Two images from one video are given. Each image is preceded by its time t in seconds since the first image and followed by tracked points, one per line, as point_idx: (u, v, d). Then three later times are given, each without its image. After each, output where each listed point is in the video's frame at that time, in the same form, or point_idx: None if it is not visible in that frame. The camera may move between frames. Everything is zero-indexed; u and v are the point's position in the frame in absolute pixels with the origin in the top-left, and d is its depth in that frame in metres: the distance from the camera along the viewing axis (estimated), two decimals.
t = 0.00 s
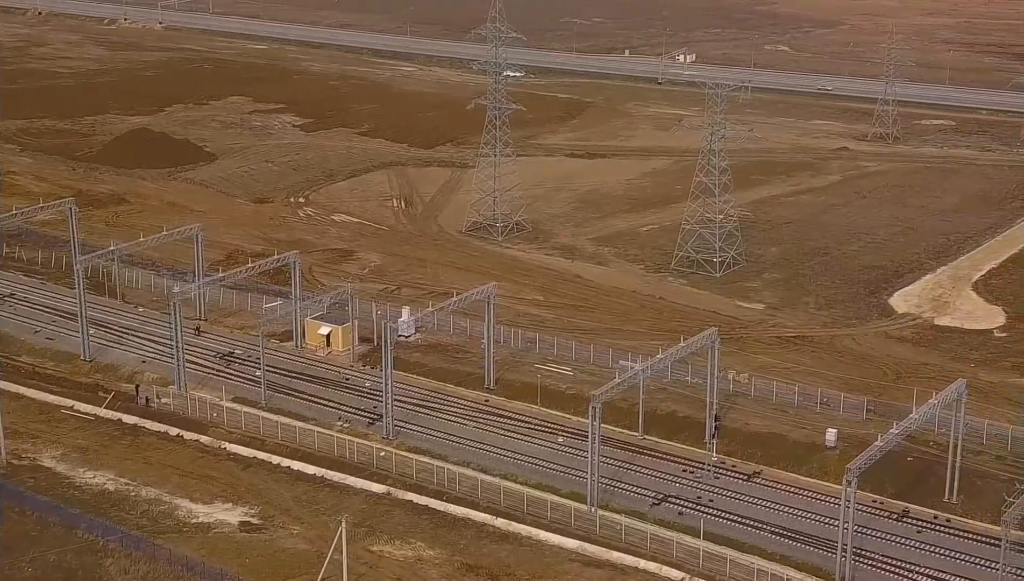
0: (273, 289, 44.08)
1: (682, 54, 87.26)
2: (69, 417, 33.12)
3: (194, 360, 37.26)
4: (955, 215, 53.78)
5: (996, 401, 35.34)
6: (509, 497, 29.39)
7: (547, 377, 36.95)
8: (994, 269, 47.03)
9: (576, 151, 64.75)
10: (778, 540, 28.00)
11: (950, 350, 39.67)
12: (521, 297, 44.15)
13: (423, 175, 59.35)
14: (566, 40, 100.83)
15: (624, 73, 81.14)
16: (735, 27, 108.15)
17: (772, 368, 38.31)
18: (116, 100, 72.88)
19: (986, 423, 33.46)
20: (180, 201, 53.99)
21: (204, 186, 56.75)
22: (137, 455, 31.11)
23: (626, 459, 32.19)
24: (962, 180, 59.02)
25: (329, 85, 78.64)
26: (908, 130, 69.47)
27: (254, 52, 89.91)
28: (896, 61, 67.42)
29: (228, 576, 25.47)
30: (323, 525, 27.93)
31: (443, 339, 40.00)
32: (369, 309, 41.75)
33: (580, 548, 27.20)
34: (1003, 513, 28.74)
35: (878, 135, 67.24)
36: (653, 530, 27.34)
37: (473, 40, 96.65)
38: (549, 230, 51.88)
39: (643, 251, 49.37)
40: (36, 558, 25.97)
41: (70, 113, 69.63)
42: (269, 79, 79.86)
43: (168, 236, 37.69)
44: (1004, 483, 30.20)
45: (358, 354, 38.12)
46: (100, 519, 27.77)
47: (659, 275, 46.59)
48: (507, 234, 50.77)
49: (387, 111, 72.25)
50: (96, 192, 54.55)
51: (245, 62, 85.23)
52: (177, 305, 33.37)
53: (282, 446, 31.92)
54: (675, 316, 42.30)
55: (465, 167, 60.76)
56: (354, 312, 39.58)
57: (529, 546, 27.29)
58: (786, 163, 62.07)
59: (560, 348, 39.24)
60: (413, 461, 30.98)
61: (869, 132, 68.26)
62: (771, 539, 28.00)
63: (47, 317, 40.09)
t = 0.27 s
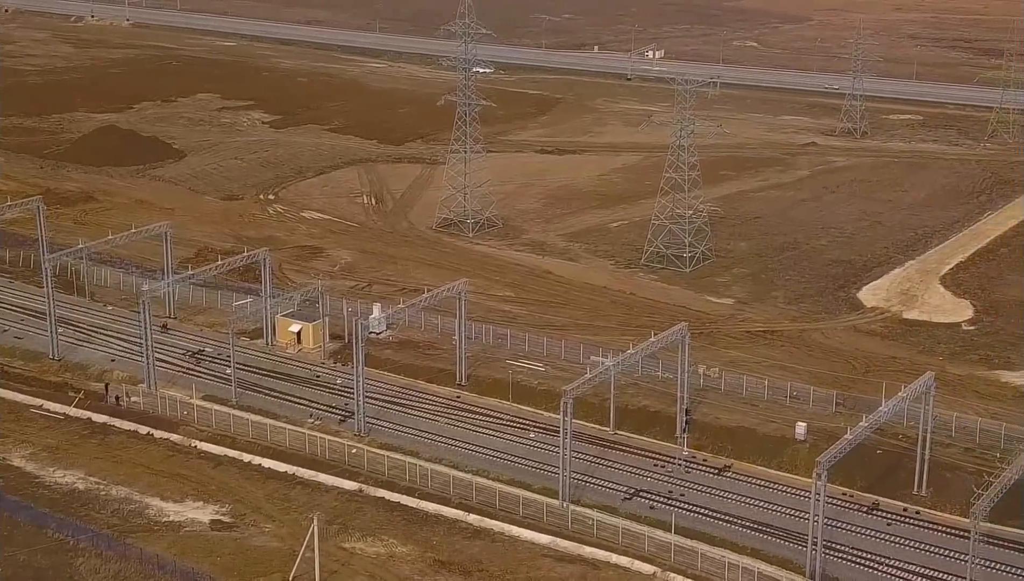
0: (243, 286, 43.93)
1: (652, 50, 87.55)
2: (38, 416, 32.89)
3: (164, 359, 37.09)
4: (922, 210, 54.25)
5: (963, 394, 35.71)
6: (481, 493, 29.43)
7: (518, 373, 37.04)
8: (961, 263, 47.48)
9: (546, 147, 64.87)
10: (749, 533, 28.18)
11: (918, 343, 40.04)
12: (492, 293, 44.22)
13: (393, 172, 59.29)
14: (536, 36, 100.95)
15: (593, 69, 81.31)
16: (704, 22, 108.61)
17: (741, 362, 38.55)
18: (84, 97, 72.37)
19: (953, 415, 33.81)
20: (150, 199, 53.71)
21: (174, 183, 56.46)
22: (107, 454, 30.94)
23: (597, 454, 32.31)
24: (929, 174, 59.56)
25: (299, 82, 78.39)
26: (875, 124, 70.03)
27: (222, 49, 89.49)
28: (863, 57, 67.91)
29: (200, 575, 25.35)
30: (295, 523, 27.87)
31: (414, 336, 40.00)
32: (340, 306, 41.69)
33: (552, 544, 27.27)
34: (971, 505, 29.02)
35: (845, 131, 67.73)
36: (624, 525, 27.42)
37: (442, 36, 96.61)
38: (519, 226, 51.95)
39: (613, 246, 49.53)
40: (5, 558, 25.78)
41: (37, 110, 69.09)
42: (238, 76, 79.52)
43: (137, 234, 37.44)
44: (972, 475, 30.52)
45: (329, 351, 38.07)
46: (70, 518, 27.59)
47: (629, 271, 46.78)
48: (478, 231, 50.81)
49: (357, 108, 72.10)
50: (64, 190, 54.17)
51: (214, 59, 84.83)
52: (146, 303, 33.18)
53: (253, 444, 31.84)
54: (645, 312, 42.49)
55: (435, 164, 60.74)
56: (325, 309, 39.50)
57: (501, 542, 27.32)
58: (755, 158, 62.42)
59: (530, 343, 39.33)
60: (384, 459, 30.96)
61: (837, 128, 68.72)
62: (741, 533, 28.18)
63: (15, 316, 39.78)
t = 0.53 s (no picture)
0: (214, 284, 43.73)
1: (622, 46, 87.70)
2: (8, 415, 32.61)
3: (135, 357, 36.88)
4: (892, 204, 54.67)
5: (932, 387, 36.04)
6: (454, 489, 29.44)
7: (491, 369, 37.07)
8: (930, 256, 47.89)
9: (518, 143, 64.91)
10: (721, 527, 28.36)
11: (888, 337, 40.38)
12: (465, 289, 44.22)
13: (365, 168, 59.16)
14: (507, 32, 100.94)
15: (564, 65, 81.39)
16: (675, 18, 108.93)
17: (713, 357, 38.76)
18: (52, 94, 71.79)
19: (923, 408, 34.12)
20: (120, 197, 53.37)
21: (144, 180, 56.10)
22: (78, 452, 30.74)
23: (571, 450, 32.40)
24: (898, 168, 60.01)
25: (269, 78, 78.04)
26: (845, 120, 70.48)
27: (192, 46, 88.95)
28: (832, 52, 68.31)
29: (173, 573, 25.20)
30: (268, 521, 27.79)
31: (387, 332, 39.97)
32: (312, 303, 41.58)
33: (526, 539, 27.32)
34: (942, 497, 29.28)
35: (815, 126, 68.14)
36: (598, 520, 27.47)
37: (413, 32, 96.44)
38: (492, 222, 51.96)
39: (585, 242, 49.66)
40: None
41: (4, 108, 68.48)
42: (208, 72, 79.10)
43: (108, 232, 37.17)
44: (942, 467, 30.81)
45: (301, 348, 37.97)
46: (41, 518, 27.38)
47: (602, 266, 46.91)
48: (450, 227, 50.79)
49: (329, 104, 71.86)
50: (32, 188, 53.75)
51: (184, 56, 84.32)
52: (117, 301, 32.95)
53: (225, 442, 31.73)
54: (618, 307, 42.62)
55: (407, 160, 60.63)
56: (297, 306, 39.40)
57: (475, 538, 27.32)
58: (725, 153, 62.72)
59: (502, 339, 39.37)
60: (357, 455, 30.92)
61: (807, 123, 69.13)
62: (714, 527, 28.34)
63: None
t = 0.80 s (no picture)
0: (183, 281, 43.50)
1: (591, 41, 87.86)
2: None
3: (104, 354, 36.61)
4: (859, 198, 55.14)
5: (899, 379, 36.39)
6: (426, 484, 29.44)
7: (462, 364, 37.10)
8: (896, 250, 48.35)
9: (488, 138, 64.92)
10: (692, 520, 28.53)
11: (855, 330, 40.73)
12: (435, 285, 44.21)
13: (334, 164, 58.98)
14: (476, 27, 100.87)
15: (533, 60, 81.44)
16: (644, 13, 109.22)
17: (683, 351, 38.97)
18: (17, 91, 71.07)
19: (891, 400, 34.46)
20: (87, 194, 52.96)
21: (110, 177, 55.68)
22: (47, 451, 30.49)
23: (542, 444, 32.49)
24: (865, 162, 60.52)
25: (237, 74, 77.62)
26: (812, 114, 70.96)
27: (158, 42, 88.30)
28: (799, 47, 68.75)
29: (143, 571, 25.04)
30: (239, 518, 27.68)
31: (358, 329, 39.90)
32: (282, 300, 41.43)
33: (498, 534, 27.37)
34: (910, 488, 29.60)
35: (783, 120, 68.57)
36: (569, 514, 27.56)
37: (382, 28, 96.16)
38: (462, 217, 51.96)
39: (555, 237, 49.76)
40: None
41: None
42: (175, 68, 78.56)
43: (75, 229, 36.86)
44: (909, 459, 31.13)
45: (271, 345, 37.84)
46: (10, 517, 27.13)
47: (572, 261, 47.04)
48: (420, 222, 50.74)
49: (297, 100, 71.56)
50: None
51: (150, 52, 83.70)
52: (85, 299, 32.70)
53: (195, 440, 31.58)
54: (588, 302, 42.74)
55: (376, 156, 60.49)
56: (267, 302, 39.25)
57: (446, 533, 27.34)
58: (694, 148, 63.02)
59: (473, 335, 39.41)
60: (328, 452, 30.86)
61: (775, 117, 69.56)
62: (685, 520, 28.51)
63: None
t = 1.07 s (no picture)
0: (154, 278, 43.22)
1: (561, 36, 87.92)
2: None
3: (73, 352, 36.33)
4: (828, 191, 55.52)
5: (869, 372, 36.69)
6: (399, 480, 29.40)
7: (434, 360, 37.08)
8: (865, 243, 48.73)
9: (459, 133, 64.87)
10: (664, 513, 28.67)
11: (825, 323, 41.02)
12: (407, 281, 44.15)
13: (304, 160, 58.75)
14: (446, 22, 100.73)
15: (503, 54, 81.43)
16: (613, 8, 109.43)
17: (655, 345, 39.13)
18: None
19: (861, 393, 34.75)
20: (55, 191, 52.52)
21: (78, 174, 55.24)
22: (17, 450, 30.24)
23: (515, 439, 32.54)
24: (834, 156, 60.94)
25: (205, 70, 77.16)
26: (781, 108, 71.35)
27: (126, 37, 87.61)
28: (768, 41, 69.12)
29: (115, 570, 24.88)
30: (211, 516, 27.55)
31: (329, 325, 39.78)
32: (253, 296, 41.23)
33: (471, 529, 27.39)
34: (880, 480, 29.86)
35: (752, 115, 68.93)
36: (543, 509, 27.61)
37: (351, 23, 95.82)
38: (433, 213, 51.92)
39: (526, 232, 49.81)
40: None
41: None
42: (143, 64, 78.00)
43: (43, 226, 36.53)
44: (879, 450, 31.41)
45: (242, 341, 37.67)
46: None
47: (543, 256, 47.10)
48: (391, 218, 50.64)
49: (266, 96, 71.21)
50: None
51: (118, 48, 83.03)
52: (54, 296, 32.42)
53: (167, 437, 31.41)
54: (559, 296, 42.81)
55: (347, 151, 60.29)
56: (237, 299, 39.06)
57: (420, 529, 27.33)
58: (664, 142, 63.23)
59: (446, 330, 39.40)
60: (301, 449, 30.76)
61: (744, 111, 69.92)
62: (657, 513, 28.66)
63: None
